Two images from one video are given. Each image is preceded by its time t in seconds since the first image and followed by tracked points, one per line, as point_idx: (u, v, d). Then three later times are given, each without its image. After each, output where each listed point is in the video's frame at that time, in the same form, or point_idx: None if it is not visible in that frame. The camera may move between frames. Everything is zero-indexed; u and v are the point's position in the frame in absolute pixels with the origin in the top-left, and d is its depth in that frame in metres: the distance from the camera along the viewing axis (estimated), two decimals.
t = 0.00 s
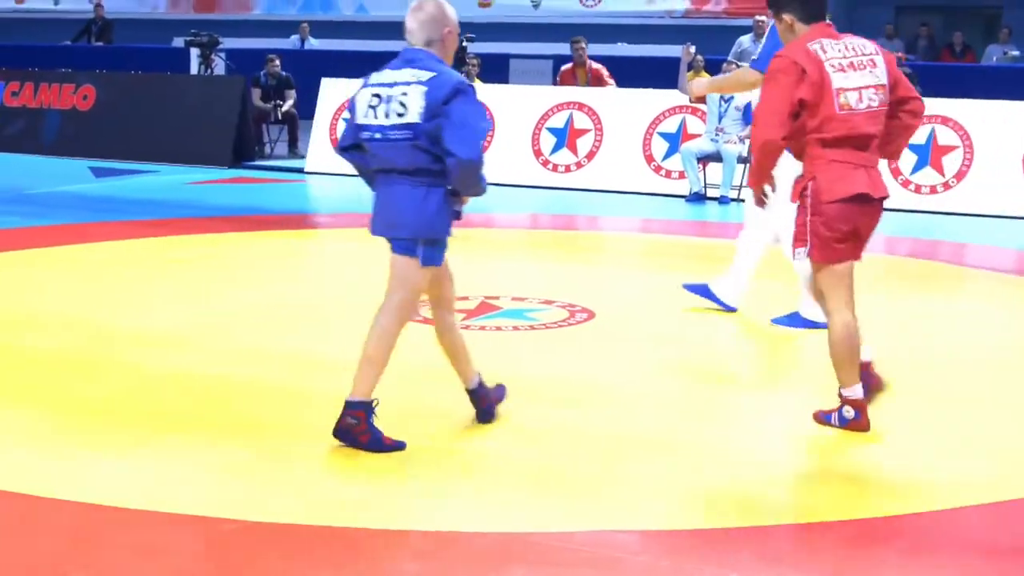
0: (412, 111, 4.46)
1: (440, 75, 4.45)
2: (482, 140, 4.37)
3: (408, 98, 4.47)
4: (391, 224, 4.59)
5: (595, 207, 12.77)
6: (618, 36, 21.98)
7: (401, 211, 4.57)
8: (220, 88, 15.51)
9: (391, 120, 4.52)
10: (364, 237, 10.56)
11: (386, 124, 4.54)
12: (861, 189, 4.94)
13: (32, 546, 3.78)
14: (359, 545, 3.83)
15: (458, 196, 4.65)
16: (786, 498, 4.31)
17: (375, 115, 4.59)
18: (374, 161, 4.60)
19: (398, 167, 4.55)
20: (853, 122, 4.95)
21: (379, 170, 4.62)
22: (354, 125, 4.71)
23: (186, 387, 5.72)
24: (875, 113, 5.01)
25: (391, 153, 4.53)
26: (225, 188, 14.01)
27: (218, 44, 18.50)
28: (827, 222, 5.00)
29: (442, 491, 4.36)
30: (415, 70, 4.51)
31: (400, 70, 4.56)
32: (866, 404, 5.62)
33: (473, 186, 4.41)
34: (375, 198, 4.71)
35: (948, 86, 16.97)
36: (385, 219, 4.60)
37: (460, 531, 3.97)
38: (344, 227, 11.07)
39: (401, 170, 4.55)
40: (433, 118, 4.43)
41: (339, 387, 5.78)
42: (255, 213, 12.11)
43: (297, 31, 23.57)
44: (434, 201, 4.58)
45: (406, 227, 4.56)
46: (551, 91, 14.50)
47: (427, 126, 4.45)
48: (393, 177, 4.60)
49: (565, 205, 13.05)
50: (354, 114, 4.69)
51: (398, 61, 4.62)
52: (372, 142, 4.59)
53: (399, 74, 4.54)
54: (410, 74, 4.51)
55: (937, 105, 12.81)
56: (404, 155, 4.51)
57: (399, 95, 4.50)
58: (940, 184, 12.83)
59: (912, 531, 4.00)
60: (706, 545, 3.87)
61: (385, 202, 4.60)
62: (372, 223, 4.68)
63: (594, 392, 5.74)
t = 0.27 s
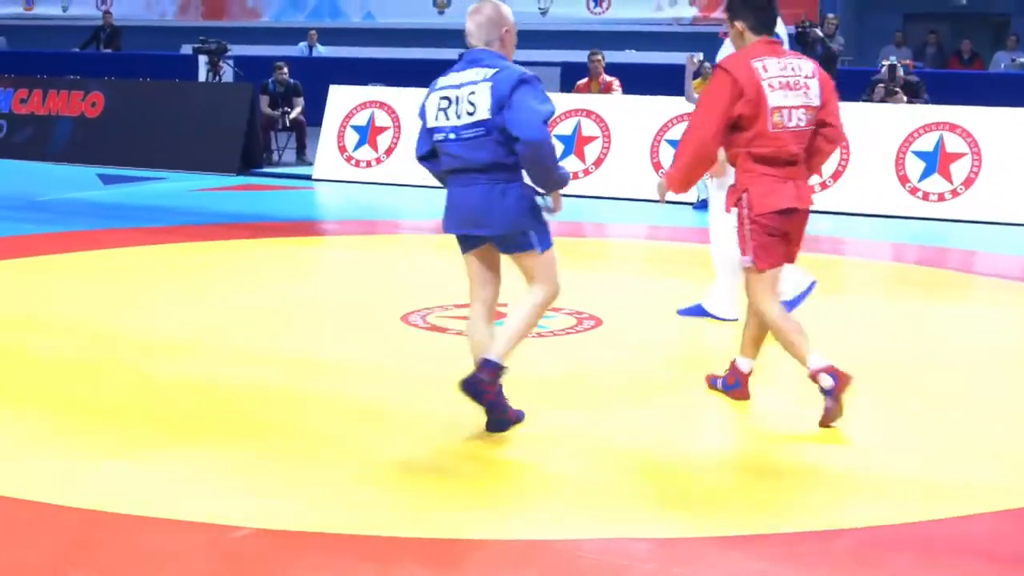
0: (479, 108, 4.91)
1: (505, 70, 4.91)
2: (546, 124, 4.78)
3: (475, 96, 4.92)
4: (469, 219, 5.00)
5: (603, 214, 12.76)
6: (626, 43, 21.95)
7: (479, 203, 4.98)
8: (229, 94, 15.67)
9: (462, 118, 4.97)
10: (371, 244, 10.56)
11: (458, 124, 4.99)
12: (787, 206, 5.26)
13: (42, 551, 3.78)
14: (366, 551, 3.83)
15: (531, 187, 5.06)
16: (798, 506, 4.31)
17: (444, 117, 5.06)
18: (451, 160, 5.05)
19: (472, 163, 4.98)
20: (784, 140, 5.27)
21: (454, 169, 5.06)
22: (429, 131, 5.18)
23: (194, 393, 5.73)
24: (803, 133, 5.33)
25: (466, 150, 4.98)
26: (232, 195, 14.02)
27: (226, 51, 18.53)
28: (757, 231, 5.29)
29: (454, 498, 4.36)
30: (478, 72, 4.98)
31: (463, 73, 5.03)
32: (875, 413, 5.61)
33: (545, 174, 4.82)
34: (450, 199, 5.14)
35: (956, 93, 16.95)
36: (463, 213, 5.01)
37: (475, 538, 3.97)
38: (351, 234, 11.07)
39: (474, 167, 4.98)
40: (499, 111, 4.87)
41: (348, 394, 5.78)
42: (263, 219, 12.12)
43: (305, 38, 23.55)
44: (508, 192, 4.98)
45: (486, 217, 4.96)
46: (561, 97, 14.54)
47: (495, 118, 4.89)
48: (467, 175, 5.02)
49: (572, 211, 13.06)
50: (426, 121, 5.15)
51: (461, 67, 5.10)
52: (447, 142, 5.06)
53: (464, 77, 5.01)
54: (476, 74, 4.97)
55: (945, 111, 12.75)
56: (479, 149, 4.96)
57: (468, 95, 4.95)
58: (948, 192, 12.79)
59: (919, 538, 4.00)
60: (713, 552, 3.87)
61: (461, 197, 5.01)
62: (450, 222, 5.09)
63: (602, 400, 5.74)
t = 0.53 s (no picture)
0: (551, 123, 5.00)
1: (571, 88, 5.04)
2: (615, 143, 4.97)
3: (546, 111, 5.01)
4: (538, 231, 5.12)
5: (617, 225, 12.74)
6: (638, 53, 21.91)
7: (546, 215, 5.11)
8: (241, 104, 15.62)
9: (531, 132, 5.06)
10: (383, 254, 10.56)
11: (525, 138, 5.08)
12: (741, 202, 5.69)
13: (53, 561, 3.77)
14: (379, 561, 3.82)
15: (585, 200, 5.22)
16: (810, 518, 4.29)
17: (507, 130, 5.13)
18: (516, 172, 5.15)
19: (540, 176, 5.10)
20: (735, 140, 5.68)
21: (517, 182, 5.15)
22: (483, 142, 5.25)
23: (206, 403, 5.72)
24: (754, 133, 5.75)
25: (535, 163, 5.09)
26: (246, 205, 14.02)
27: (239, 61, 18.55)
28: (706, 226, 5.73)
29: (466, 509, 4.35)
30: (544, 86, 5.08)
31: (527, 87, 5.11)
32: (887, 423, 5.60)
33: (617, 191, 4.99)
34: (506, 209, 5.23)
35: (968, 103, 16.92)
36: (530, 225, 5.12)
37: (486, 549, 3.96)
38: (364, 244, 11.07)
39: (543, 179, 5.10)
40: (570, 128, 4.99)
41: (360, 404, 5.77)
42: (276, 229, 12.12)
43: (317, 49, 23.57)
44: (572, 204, 5.14)
45: (556, 228, 5.10)
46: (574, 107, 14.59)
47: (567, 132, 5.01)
48: (531, 187, 5.13)
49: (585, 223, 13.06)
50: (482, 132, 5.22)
51: (518, 80, 5.18)
52: (511, 155, 5.13)
53: (527, 91, 5.09)
54: (541, 90, 5.07)
55: (958, 122, 12.77)
56: (548, 162, 5.07)
57: (537, 110, 5.04)
58: (961, 203, 12.78)
59: (934, 550, 3.98)
60: (728, 563, 3.85)
61: (528, 210, 5.12)
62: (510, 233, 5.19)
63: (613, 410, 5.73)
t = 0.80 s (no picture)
0: (652, 128, 5.29)
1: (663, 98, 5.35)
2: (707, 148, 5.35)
3: (646, 118, 5.29)
4: (632, 233, 5.38)
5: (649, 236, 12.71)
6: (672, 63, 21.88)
7: (638, 217, 5.38)
8: (275, 114, 15.64)
9: (628, 138, 5.31)
10: (416, 265, 10.58)
11: (621, 144, 5.32)
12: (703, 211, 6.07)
13: (89, 570, 3.79)
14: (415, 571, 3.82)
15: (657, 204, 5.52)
16: (844, 531, 4.27)
17: (600, 136, 5.34)
18: (605, 177, 5.36)
19: (634, 180, 5.36)
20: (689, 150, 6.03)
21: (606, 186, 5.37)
22: (563, 148, 5.42)
23: (240, 414, 5.73)
24: (710, 142, 6.10)
25: (631, 169, 5.33)
26: (279, 215, 14.05)
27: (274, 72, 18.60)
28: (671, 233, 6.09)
29: (499, 519, 4.35)
30: (634, 94, 5.34)
31: (615, 94, 5.34)
32: (922, 435, 5.57)
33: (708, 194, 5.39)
34: (588, 212, 5.45)
35: (1004, 114, 16.83)
36: (623, 227, 5.38)
37: (519, 559, 3.96)
38: (397, 255, 11.08)
39: (636, 182, 5.36)
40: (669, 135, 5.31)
41: (393, 414, 5.78)
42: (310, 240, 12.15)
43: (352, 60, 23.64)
44: (657, 205, 5.44)
45: (648, 230, 5.38)
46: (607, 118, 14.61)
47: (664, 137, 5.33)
48: (620, 191, 5.38)
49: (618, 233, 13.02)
50: (565, 138, 5.38)
51: (599, 87, 5.40)
52: (604, 160, 5.35)
53: (619, 98, 5.33)
54: (635, 97, 5.33)
55: (994, 133, 12.70)
56: (643, 166, 5.34)
57: (635, 117, 5.30)
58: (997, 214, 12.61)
59: (972, 563, 3.95)
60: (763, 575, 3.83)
61: (621, 214, 5.37)
62: (598, 235, 5.42)
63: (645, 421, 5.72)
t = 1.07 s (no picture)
0: (698, 132, 5.56)
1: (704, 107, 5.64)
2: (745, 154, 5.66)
3: (692, 123, 5.56)
4: (682, 234, 5.57)
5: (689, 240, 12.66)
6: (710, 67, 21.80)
7: (688, 218, 5.59)
8: (313, 119, 15.67)
9: (677, 142, 5.55)
10: (454, 268, 10.58)
11: (670, 148, 5.55)
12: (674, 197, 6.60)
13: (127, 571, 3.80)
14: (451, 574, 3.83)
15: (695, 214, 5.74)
16: (884, 537, 4.24)
17: (650, 141, 5.56)
18: (656, 180, 5.57)
19: (683, 183, 5.58)
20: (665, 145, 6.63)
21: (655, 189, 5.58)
22: (612, 155, 5.63)
23: (278, 417, 5.75)
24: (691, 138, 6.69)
25: (680, 171, 5.56)
26: (318, 219, 14.08)
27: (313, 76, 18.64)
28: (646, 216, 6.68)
29: (536, 524, 4.33)
30: (679, 101, 5.61)
31: (661, 101, 5.60)
32: (963, 441, 5.53)
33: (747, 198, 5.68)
34: (637, 216, 5.64)
35: None
36: (674, 229, 5.57)
37: (557, 563, 3.95)
38: (434, 259, 11.09)
39: (685, 185, 5.58)
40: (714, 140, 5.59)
41: (430, 418, 5.78)
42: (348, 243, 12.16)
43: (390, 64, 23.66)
44: (703, 209, 5.67)
45: (697, 232, 5.59)
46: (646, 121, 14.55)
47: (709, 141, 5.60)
48: (670, 195, 5.59)
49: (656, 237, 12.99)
50: (615, 144, 5.60)
51: (644, 96, 5.64)
52: (654, 164, 5.57)
53: (666, 105, 5.58)
54: (681, 105, 5.59)
55: None
56: (691, 169, 5.58)
57: (682, 121, 5.56)
58: None
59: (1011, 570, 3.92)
60: None
61: (673, 216, 5.58)
62: (649, 238, 5.60)
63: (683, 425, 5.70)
